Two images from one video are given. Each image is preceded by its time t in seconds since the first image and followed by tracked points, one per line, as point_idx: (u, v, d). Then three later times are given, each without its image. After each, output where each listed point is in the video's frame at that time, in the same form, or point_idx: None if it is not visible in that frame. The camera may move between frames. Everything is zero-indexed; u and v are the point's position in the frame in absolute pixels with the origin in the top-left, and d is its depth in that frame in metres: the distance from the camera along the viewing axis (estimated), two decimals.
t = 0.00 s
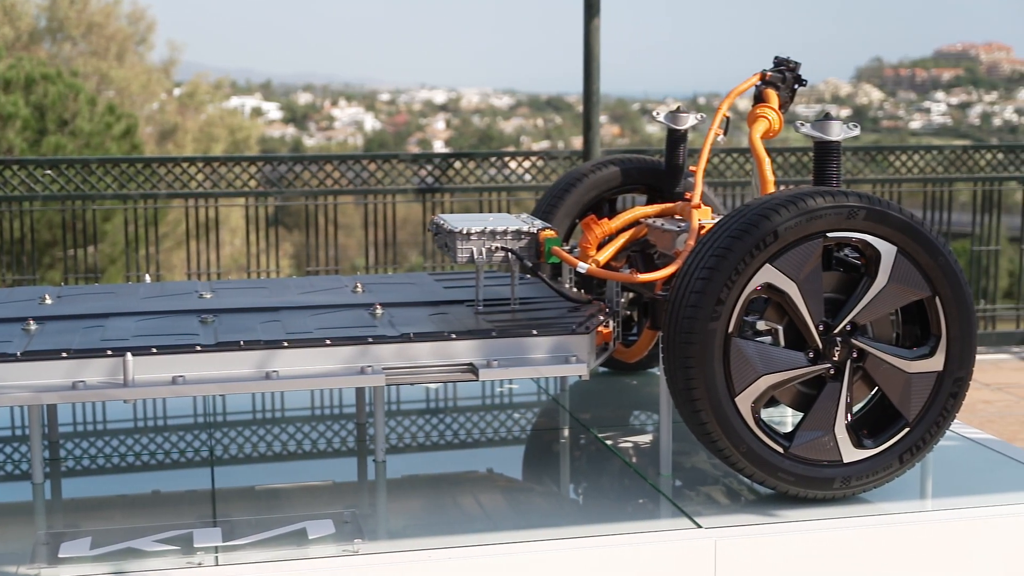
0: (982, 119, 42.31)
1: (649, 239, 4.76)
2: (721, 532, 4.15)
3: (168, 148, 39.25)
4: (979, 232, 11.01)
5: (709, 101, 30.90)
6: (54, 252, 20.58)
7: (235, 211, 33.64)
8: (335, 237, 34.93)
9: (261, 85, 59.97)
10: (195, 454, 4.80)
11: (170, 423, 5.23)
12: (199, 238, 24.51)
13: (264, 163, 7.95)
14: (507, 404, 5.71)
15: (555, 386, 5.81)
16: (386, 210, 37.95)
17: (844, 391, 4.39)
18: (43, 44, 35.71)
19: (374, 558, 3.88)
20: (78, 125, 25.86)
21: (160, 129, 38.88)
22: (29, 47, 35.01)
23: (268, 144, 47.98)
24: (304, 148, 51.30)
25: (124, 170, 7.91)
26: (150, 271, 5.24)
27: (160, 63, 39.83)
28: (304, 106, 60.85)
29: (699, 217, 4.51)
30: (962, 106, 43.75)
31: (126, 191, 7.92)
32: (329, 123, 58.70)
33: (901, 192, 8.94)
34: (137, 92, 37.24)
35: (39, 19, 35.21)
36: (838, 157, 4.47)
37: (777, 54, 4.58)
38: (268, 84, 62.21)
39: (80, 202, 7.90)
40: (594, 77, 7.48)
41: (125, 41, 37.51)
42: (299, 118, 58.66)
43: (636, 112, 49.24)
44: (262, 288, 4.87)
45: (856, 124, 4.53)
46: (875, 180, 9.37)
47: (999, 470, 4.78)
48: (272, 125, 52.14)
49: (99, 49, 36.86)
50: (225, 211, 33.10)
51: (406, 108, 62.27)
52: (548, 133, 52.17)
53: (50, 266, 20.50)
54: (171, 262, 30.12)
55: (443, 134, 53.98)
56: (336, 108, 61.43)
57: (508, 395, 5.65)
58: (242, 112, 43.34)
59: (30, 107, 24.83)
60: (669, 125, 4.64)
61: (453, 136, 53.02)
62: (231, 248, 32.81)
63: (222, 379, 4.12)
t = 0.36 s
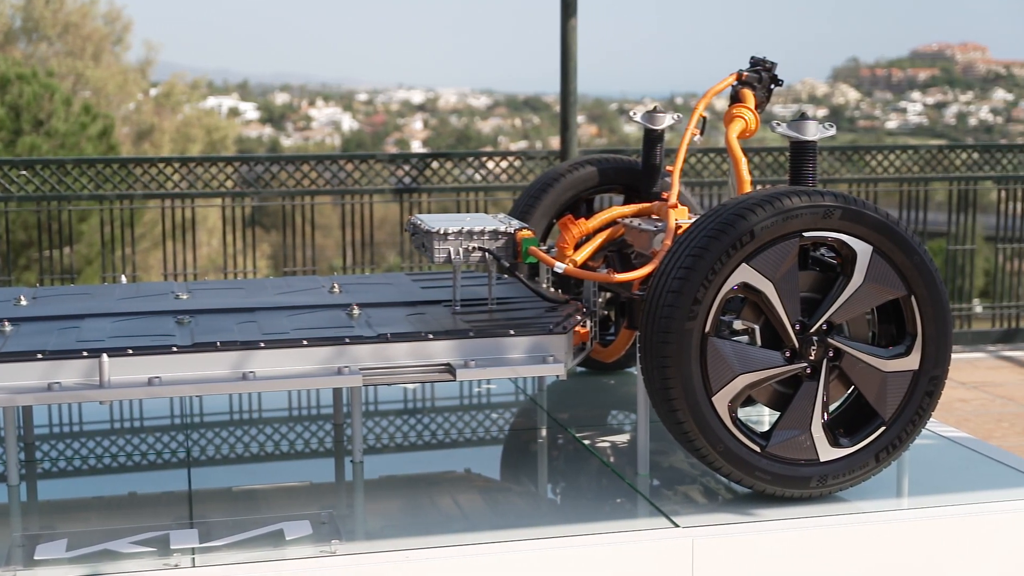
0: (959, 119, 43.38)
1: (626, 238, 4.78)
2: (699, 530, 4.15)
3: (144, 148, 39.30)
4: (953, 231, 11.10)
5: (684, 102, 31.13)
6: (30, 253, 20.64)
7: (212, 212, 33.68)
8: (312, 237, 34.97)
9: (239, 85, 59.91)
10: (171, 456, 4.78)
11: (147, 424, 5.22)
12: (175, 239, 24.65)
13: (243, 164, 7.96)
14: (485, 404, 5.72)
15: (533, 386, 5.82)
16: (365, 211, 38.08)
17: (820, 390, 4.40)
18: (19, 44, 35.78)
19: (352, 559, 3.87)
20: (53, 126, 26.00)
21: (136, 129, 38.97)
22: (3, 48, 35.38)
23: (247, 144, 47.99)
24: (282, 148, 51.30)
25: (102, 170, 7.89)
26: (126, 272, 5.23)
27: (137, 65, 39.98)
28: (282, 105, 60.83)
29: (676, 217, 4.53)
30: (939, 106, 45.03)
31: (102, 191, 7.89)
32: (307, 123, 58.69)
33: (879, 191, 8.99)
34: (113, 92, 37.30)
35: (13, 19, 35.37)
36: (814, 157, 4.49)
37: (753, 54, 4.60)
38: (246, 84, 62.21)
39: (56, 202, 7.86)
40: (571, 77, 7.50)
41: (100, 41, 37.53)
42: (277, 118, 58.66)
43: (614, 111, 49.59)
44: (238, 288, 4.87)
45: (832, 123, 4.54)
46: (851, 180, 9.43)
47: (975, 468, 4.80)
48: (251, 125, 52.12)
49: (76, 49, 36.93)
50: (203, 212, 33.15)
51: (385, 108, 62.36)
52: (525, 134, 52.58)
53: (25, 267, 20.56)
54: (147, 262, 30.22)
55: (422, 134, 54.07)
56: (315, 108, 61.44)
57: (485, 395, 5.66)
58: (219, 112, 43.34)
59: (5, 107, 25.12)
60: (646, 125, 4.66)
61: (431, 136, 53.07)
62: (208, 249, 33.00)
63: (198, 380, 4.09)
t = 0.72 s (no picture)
0: (941, 119, 43.75)
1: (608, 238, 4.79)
2: (682, 530, 4.15)
3: (126, 148, 39.27)
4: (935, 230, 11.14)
5: (668, 102, 31.13)
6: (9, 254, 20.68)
7: (194, 212, 33.66)
8: (294, 238, 35.03)
9: (221, 86, 59.83)
10: (153, 458, 4.78)
11: (129, 426, 5.22)
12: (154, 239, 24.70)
13: (226, 164, 7.94)
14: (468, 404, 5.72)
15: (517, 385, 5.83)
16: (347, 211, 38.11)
17: (802, 389, 4.42)
18: None
19: (334, 559, 3.86)
20: (34, 126, 26.12)
21: (118, 129, 38.99)
22: None
23: (229, 145, 47.94)
24: (265, 149, 51.25)
25: (84, 170, 7.87)
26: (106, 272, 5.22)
27: (119, 65, 40.02)
28: (264, 106, 60.75)
29: (658, 217, 4.54)
30: (920, 105, 45.50)
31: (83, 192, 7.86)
32: (290, 123, 58.65)
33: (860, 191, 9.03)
34: (95, 92, 37.26)
35: None
36: (795, 157, 4.50)
37: (735, 54, 4.61)
38: (229, 84, 62.13)
39: (37, 203, 7.83)
40: (553, 77, 7.50)
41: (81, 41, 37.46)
42: (259, 118, 58.58)
43: (597, 112, 49.76)
44: (220, 289, 4.86)
45: (813, 123, 4.56)
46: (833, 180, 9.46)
47: (958, 467, 4.82)
48: (233, 125, 52.06)
49: (58, 49, 36.98)
50: (185, 212, 33.12)
51: (368, 108, 62.40)
52: (508, 133, 52.79)
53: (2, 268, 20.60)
54: (129, 263, 30.23)
55: (404, 134, 54.07)
56: (297, 108, 61.44)
57: (469, 395, 5.67)
58: (201, 113, 43.28)
59: None
60: (629, 125, 4.67)
61: (414, 136, 53.04)
62: (190, 250, 33.06)
63: (180, 380, 4.08)
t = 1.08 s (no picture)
0: (928, 118, 44.16)
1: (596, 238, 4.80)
2: (670, 529, 4.16)
3: (114, 148, 39.29)
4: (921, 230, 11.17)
5: (656, 102, 31.20)
6: None
7: (182, 212, 33.68)
8: (282, 238, 35.10)
9: (209, 86, 59.78)
10: (141, 459, 4.77)
11: (117, 426, 5.21)
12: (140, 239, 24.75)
13: (214, 164, 7.93)
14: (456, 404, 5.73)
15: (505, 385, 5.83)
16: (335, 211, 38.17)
17: (789, 389, 4.42)
18: None
19: (322, 559, 3.86)
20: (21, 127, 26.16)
21: (105, 129, 39.03)
22: None
23: (217, 145, 47.90)
24: (252, 150, 51.22)
25: (70, 171, 7.85)
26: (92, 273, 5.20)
27: (106, 65, 39.93)
28: (251, 106, 60.71)
29: (646, 217, 4.54)
30: (907, 105, 45.73)
31: (69, 191, 7.83)
32: (277, 123, 58.63)
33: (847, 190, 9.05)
34: (83, 92, 37.26)
35: None
36: (783, 156, 4.50)
37: (722, 54, 4.61)
38: (216, 84, 62.07)
39: (23, 204, 7.81)
40: (541, 76, 7.50)
41: (68, 41, 37.39)
42: (247, 118, 58.54)
43: (586, 112, 49.87)
44: (206, 289, 4.84)
45: (800, 123, 4.56)
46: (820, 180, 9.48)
47: (946, 466, 4.83)
48: (221, 125, 52.03)
49: (45, 48, 36.80)
50: (173, 211, 33.11)
51: (356, 108, 62.44)
52: (496, 134, 52.90)
53: None
54: (116, 264, 30.22)
55: (391, 134, 54.08)
56: (284, 108, 61.44)
57: (457, 395, 5.67)
58: (189, 113, 43.27)
59: None
60: (617, 124, 4.67)
61: (402, 136, 53.05)
62: (178, 250, 33.11)
63: (168, 381, 4.07)
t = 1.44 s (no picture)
0: (917, 118, 44.30)
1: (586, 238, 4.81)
2: (660, 529, 4.16)
3: (103, 149, 39.19)
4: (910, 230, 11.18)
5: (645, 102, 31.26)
6: None
7: (172, 213, 33.59)
8: (273, 238, 35.10)
9: (199, 86, 59.63)
10: (131, 459, 4.77)
11: (107, 427, 5.21)
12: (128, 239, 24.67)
13: (204, 163, 7.91)
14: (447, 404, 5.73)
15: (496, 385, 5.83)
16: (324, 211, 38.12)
17: (779, 388, 4.43)
18: None
19: (313, 559, 3.86)
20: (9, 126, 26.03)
21: (95, 129, 38.94)
22: None
23: (208, 145, 47.77)
24: (242, 150, 51.11)
25: (60, 171, 7.83)
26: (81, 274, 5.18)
27: (96, 65, 39.81)
28: (242, 106, 60.59)
29: (636, 216, 4.55)
30: (896, 105, 45.80)
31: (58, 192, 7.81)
32: (267, 123, 58.54)
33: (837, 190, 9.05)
34: (72, 92, 37.15)
35: None
36: (773, 156, 4.50)
37: (712, 54, 4.62)
38: (207, 84, 61.94)
39: (12, 204, 7.79)
40: (531, 76, 7.50)
41: (58, 41, 37.26)
42: (238, 119, 58.43)
43: (576, 112, 49.85)
44: (196, 289, 4.83)
45: (789, 123, 4.57)
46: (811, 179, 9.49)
47: (935, 466, 4.83)
48: (211, 125, 51.90)
49: (35, 49, 36.69)
50: (162, 212, 33.03)
51: (347, 108, 62.37)
52: (487, 134, 52.89)
53: None
54: (105, 264, 30.13)
55: (382, 134, 54.02)
56: (274, 108, 61.36)
57: (447, 395, 5.68)
58: (179, 112, 43.15)
59: None
60: (607, 124, 4.67)
61: (393, 136, 52.98)
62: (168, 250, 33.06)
63: (158, 381, 4.07)
